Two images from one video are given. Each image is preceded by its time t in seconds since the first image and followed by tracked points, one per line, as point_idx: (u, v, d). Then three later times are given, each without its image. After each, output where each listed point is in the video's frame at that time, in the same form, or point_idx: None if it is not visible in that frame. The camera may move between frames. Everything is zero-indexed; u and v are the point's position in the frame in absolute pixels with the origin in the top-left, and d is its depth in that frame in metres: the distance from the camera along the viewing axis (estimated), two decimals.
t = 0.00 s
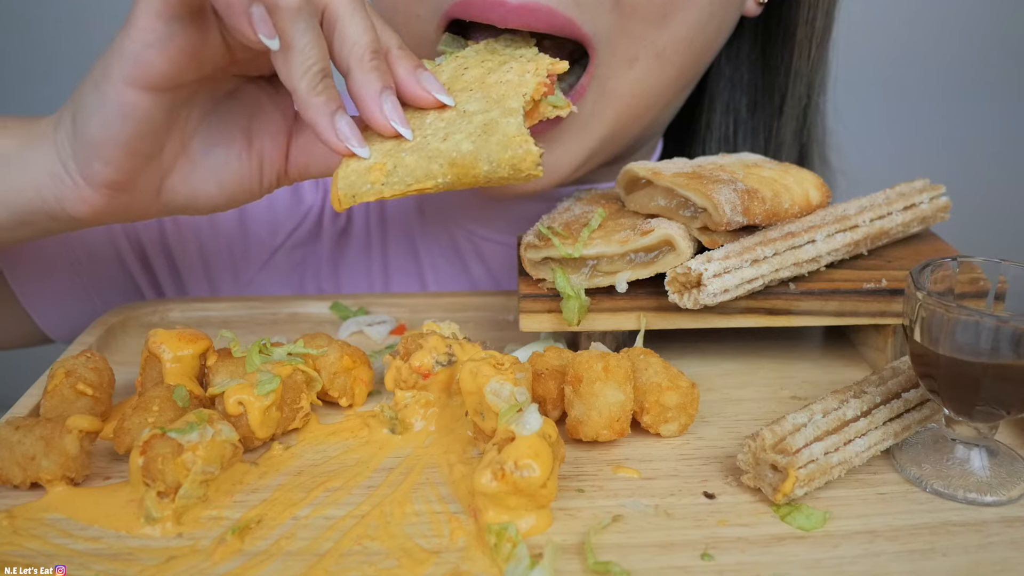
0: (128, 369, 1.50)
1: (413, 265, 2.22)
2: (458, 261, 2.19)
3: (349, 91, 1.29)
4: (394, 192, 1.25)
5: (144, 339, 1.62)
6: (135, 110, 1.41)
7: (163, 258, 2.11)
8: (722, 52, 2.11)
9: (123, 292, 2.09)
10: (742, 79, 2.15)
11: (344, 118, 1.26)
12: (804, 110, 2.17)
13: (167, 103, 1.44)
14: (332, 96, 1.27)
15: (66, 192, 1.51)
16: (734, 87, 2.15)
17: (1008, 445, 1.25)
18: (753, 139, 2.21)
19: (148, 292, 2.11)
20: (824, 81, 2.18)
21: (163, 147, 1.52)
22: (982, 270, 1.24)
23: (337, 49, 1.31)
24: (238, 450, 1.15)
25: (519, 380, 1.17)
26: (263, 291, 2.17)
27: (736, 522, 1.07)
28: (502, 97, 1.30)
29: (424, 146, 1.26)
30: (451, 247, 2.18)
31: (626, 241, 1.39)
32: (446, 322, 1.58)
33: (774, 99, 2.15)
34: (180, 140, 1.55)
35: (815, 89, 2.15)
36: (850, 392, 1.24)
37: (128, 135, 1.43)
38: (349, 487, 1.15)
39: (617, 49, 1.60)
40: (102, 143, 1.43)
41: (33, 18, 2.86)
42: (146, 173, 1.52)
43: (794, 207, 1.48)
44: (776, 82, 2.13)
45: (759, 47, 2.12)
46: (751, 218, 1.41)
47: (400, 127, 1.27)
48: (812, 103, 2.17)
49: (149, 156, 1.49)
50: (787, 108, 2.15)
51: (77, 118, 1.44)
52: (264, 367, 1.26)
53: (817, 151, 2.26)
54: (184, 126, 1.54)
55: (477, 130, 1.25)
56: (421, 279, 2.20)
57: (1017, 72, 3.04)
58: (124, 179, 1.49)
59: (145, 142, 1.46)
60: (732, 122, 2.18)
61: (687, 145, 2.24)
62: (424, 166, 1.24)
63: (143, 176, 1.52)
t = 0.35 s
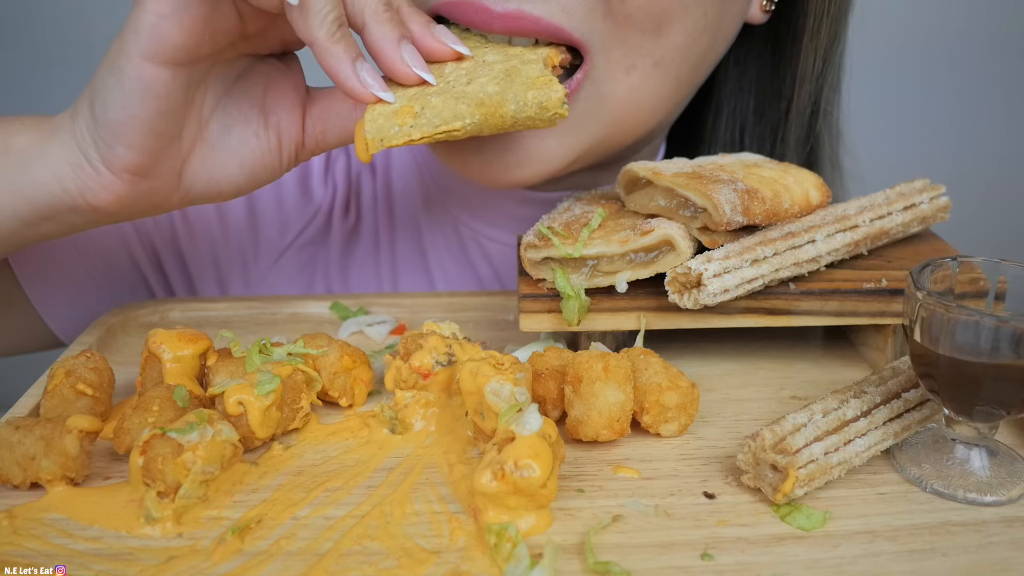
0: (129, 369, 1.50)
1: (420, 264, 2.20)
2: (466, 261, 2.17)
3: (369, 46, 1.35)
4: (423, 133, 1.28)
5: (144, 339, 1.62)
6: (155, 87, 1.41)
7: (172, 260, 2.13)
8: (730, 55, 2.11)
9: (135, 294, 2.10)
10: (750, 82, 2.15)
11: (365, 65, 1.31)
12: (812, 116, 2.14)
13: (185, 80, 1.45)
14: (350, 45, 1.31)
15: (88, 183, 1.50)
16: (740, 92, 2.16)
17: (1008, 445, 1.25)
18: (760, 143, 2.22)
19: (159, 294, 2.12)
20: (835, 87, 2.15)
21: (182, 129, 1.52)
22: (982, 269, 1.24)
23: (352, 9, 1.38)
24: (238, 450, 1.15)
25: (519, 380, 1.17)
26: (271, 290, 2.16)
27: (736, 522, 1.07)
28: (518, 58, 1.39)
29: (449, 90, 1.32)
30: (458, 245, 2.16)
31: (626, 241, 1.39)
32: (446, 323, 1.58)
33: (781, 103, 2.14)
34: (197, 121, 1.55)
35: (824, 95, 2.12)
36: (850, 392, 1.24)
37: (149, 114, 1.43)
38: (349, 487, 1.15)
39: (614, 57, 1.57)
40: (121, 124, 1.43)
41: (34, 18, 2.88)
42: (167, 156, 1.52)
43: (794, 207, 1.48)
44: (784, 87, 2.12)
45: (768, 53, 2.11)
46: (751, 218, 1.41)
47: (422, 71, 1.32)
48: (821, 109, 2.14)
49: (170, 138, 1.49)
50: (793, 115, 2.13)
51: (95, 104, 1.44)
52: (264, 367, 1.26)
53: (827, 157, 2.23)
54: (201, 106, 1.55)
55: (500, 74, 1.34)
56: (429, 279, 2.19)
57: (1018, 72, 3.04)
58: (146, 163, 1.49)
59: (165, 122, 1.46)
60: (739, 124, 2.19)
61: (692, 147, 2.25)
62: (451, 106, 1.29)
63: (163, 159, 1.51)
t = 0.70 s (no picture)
0: (128, 369, 1.50)
1: (429, 267, 2.21)
2: (474, 264, 2.17)
3: (379, 47, 1.36)
4: (434, 137, 1.29)
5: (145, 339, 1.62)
6: (169, 89, 1.42)
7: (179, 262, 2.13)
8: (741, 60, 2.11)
9: (143, 297, 2.10)
10: (759, 86, 2.14)
11: (373, 73, 1.31)
12: (821, 121, 2.15)
13: (198, 83, 1.45)
14: (360, 52, 1.32)
15: (103, 188, 1.51)
16: (750, 96, 2.15)
17: (1008, 445, 1.25)
18: (768, 147, 2.20)
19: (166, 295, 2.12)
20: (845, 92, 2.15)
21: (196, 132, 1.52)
22: (982, 269, 1.24)
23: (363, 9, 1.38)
24: (238, 450, 1.15)
25: (519, 380, 1.17)
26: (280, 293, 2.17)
27: (735, 522, 1.07)
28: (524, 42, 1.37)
29: (458, 89, 1.31)
30: (466, 249, 2.17)
31: (626, 241, 1.39)
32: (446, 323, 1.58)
33: (790, 107, 2.14)
34: (211, 125, 1.55)
35: (833, 99, 2.12)
36: (850, 392, 1.24)
37: (163, 118, 1.44)
38: (349, 487, 1.15)
39: (627, 54, 1.56)
40: (135, 129, 1.44)
41: (31, 22, 2.87)
42: (182, 160, 1.52)
43: (794, 207, 1.48)
44: (793, 92, 2.12)
45: (778, 57, 2.10)
46: (750, 218, 1.41)
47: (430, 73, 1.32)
48: (831, 114, 2.14)
49: (184, 142, 1.50)
50: (802, 120, 2.13)
51: (109, 109, 1.45)
52: (264, 367, 1.26)
53: (836, 160, 2.22)
54: (215, 109, 1.55)
55: (506, 67, 1.32)
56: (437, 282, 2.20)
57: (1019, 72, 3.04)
58: (161, 167, 1.49)
59: (179, 125, 1.46)
60: (746, 128, 2.18)
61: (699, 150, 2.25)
62: (461, 107, 1.29)
63: (178, 163, 1.51)
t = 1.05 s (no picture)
0: (128, 369, 1.50)
1: (436, 264, 2.21)
2: (481, 261, 2.17)
3: (391, 40, 1.35)
4: (446, 129, 1.28)
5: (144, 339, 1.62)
6: (179, 78, 1.42)
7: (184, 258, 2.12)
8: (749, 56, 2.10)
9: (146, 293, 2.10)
10: (767, 84, 2.13)
11: (385, 62, 1.30)
12: (828, 120, 2.15)
13: (208, 73, 1.46)
14: (372, 42, 1.32)
15: (112, 178, 1.51)
16: (757, 95, 2.14)
17: (1008, 445, 1.25)
18: (774, 146, 2.21)
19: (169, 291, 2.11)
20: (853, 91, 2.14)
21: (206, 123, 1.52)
22: (982, 269, 1.24)
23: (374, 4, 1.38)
24: (238, 449, 1.15)
25: (519, 380, 1.17)
26: (285, 290, 2.15)
27: (735, 522, 1.07)
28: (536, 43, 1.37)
29: (471, 83, 1.31)
30: (473, 245, 2.16)
31: (626, 241, 1.39)
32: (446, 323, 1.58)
33: (797, 106, 2.15)
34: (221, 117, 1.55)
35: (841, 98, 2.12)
36: (849, 392, 1.24)
37: (173, 107, 1.44)
38: (349, 487, 1.15)
39: (636, 52, 1.56)
40: (145, 118, 1.44)
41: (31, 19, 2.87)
42: (191, 150, 1.52)
43: (794, 207, 1.48)
44: (801, 91, 2.12)
45: (786, 55, 2.10)
46: (751, 218, 1.41)
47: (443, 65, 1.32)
48: (838, 113, 2.14)
49: (193, 132, 1.50)
50: (810, 118, 2.14)
51: (118, 99, 1.45)
52: (264, 367, 1.26)
53: (843, 160, 2.21)
54: (224, 101, 1.55)
55: (521, 65, 1.33)
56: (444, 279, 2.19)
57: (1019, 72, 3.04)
58: (170, 157, 1.50)
59: (189, 114, 1.46)
60: (753, 127, 2.18)
61: (705, 149, 2.26)
62: (474, 100, 1.29)
63: (187, 153, 1.51)
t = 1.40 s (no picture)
0: (128, 370, 1.50)
1: (436, 264, 2.21)
2: (481, 261, 2.17)
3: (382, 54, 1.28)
4: (438, 153, 1.23)
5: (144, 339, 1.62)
6: (162, 100, 1.40)
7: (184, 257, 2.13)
8: (748, 52, 2.11)
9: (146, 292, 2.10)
10: (765, 80, 2.14)
11: (375, 84, 1.23)
12: (828, 115, 2.14)
13: (192, 90, 1.43)
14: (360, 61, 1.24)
15: (102, 189, 1.52)
16: (757, 91, 2.15)
17: (1008, 445, 1.25)
18: (775, 142, 2.21)
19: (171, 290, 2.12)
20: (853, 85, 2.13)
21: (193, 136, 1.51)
22: (982, 270, 1.24)
23: (365, 14, 1.30)
24: (238, 449, 1.15)
25: (519, 380, 1.18)
26: (284, 289, 2.16)
27: (736, 522, 1.07)
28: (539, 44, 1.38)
29: (465, 102, 1.23)
30: (474, 245, 2.16)
31: (626, 241, 1.39)
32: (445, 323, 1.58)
33: (797, 101, 2.15)
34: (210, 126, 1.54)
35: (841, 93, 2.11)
36: (850, 392, 1.24)
37: (156, 127, 1.43)
38: (349, 487, 1.15)
39: (630, 47, 1.55)
40: (129, 137, 1.44)
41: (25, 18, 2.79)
42: (179, 164, 1.52)
43: (794, 207, 1.48)
44: (801, 85, 2.12)
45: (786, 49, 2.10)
46: (751, 218, 1.41)
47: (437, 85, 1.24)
48: (838, 108, 2.13)
49: (180, 147, 1.49)
50: (810, 113, 2.13)
51: (103, 115, 1.44)
52: (264, 367, 1.26)
53: (843, 155, 2.20)
54: (213, 110, 1.53)
55: (516, 82, 1.23)
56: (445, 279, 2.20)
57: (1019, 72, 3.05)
58: (157, 173, 1.50)
59: (174, 132, 1.45)
60: (754, 123, 2.19)
61: (704, 147, 2.25)
62: (468, 122, 1.22)
63: (176, 167, 1.52)
